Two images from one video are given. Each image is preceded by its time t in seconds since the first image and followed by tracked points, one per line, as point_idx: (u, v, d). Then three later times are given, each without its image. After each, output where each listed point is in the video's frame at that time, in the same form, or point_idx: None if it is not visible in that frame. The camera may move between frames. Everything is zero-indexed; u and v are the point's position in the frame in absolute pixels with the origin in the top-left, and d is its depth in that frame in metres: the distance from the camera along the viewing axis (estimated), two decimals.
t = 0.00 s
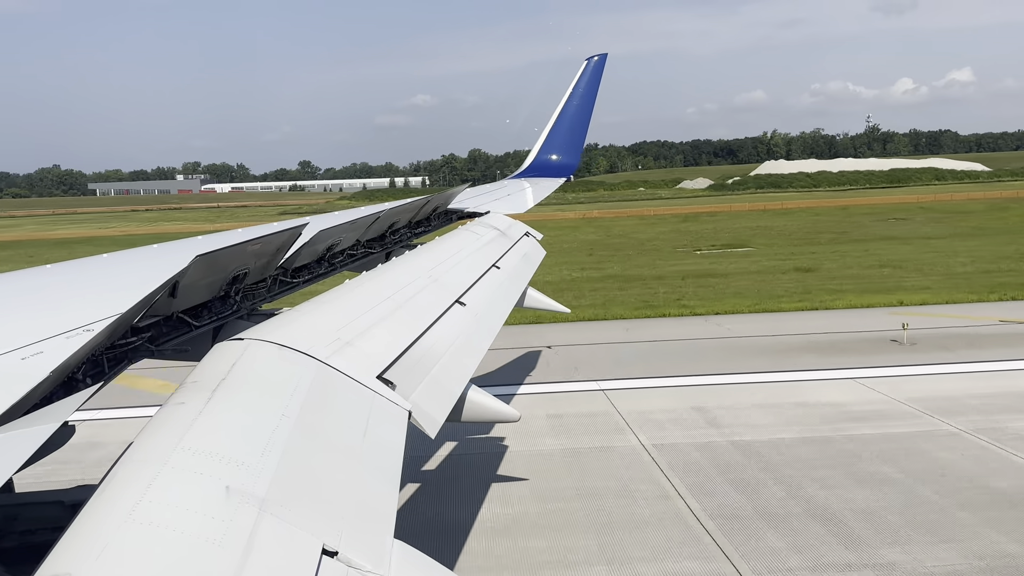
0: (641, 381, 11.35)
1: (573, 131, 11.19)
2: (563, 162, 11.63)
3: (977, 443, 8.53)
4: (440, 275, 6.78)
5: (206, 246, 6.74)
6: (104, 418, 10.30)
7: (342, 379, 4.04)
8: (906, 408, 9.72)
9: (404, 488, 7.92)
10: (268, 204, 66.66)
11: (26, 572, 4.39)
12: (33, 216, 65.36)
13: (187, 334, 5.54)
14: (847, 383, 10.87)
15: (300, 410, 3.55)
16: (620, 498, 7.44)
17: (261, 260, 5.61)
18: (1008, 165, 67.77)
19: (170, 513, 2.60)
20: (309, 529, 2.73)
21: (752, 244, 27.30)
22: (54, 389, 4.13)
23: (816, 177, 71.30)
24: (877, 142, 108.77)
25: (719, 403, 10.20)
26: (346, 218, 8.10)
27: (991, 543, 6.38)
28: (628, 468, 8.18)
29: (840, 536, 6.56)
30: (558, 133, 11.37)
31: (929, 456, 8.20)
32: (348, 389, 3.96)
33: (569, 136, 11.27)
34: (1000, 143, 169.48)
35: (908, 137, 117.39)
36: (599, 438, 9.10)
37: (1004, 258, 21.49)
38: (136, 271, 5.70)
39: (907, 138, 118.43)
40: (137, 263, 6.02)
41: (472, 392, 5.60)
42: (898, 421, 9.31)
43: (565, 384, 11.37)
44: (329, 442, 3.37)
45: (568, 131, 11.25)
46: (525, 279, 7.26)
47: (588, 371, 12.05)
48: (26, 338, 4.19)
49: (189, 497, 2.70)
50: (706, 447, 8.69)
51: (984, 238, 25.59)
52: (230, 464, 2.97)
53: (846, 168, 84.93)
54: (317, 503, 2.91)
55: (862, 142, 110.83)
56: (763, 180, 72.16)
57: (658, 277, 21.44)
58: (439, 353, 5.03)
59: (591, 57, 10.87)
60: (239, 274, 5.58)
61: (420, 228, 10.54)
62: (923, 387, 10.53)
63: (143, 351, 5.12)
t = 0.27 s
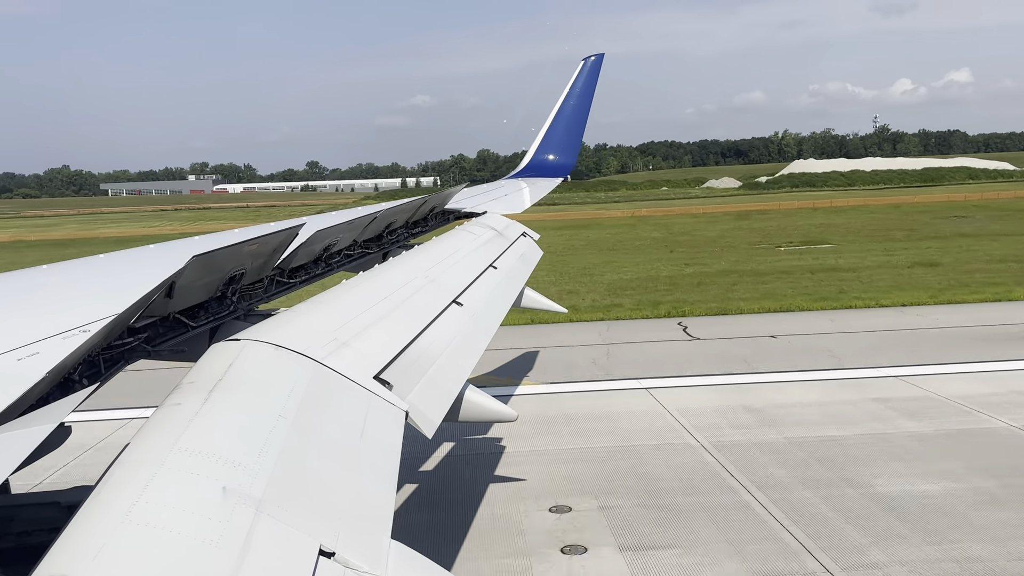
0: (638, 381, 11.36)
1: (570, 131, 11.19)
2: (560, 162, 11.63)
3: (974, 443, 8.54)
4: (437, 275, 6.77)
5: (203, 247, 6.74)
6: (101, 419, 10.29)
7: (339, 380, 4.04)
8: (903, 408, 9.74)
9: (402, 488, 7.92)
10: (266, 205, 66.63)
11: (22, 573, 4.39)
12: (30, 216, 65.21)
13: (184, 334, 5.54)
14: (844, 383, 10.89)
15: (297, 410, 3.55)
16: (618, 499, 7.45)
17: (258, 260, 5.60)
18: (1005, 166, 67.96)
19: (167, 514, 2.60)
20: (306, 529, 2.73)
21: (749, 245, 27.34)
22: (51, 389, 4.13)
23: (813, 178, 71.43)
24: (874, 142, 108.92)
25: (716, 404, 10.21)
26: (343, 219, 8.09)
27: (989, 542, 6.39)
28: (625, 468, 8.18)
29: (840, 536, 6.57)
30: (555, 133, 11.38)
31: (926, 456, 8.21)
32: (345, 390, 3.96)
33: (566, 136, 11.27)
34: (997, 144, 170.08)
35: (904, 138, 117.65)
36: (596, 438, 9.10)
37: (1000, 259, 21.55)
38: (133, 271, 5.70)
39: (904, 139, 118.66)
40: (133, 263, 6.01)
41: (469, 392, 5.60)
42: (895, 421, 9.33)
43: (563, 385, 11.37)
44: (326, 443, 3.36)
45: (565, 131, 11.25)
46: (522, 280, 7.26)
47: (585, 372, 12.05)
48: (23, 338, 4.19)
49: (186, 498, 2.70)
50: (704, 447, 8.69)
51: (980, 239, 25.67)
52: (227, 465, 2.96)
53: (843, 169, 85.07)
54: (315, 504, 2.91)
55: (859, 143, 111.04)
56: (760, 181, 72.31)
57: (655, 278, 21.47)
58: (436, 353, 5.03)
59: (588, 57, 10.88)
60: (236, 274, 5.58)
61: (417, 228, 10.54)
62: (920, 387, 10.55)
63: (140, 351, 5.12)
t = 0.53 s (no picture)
0: (635, 383, 11.37)
1: (567, 134, 11.20)
2: (558, 164, 11.64)
3: (973, 443, 8.55)
4: (435, 277, 6.77)
5: (200, 249, 6.73)
6: (97, 421, 10.27)
7: (336, 382, 4.03)
8: (900, 409, 9.75)
9: (399, 491, 7.90)
10: (263, 207, 66.59)
11: None
12: (28, 219, 65.11)
13: (180, 336, 5.53)
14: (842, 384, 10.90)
15: (294, 413, 3.54)
16: (617, 500, 7.44)
17: (255, 262, 5.60)
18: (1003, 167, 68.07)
19: (164, 516, 2.59)
20: (304, 532, 2.72)
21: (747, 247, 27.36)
22: (47, 392, 4.11)
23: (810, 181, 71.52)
24: (871, 145, 109.04)
25: (714, 405, 10.21)
26: (340, 221, 8.09)
27: (989, 541, 6.40)
28: (624, 470, 8.17)
29: (837, 536, 6.57)
30: (552, 135, 11.38)
31: (924, 457, 8.22)
32: (342, 392, 3.95)
33: (564, 139, 11.28)
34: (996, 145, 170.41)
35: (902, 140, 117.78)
36: (594, 440, 9.09)
37: (997, 260, 21.60)
38: (130, 273, 5.69)
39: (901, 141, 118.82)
40: (130, 265, 6.01)
41: (466, 394, 5.59)
42: (893, 422, 9.33)
43: (560, 387, 11.36)
44: (323, 445, 3.36)
45: (562, 134, 11.26)
46: (519, 282, 7.26)
47: (582, 374, 12.05)
48: (19, 341, 4.17)
49: (183, 501, 2.69)
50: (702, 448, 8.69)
51: (976, 241, 25.73)
52: (225, 469, 2.95)
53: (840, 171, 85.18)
54: (312, 506, 2.91)
55: (857, 145, 111.18)
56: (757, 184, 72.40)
57: (653, 280, 21.48)
58: (433, 355, 5.02)
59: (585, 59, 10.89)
60: (233, 276, 5.57)
61: (414, 230, 10.54)
62: (917, 388, 10.56)
63: (136, 353, 5.11)
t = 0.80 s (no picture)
0: (633, 385, 11.37)
1: (566, 135, 11.20)
2: (556, 165, 11.63)
3: (969, 446, 8.56)
4: (433, 279, 6.77)
5: (198, 250, 6.73)
6: (95, 422, 10.26)
7: (334, 383, 4.03)
8: (897, 412, 9.76)
9: (397, 492, 7.90)
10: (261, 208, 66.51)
11: None
12: (26, 219, 65.11)
13: (178, 338, 5.53)
14: (839, 386, 10.91)
15: (291, 414, 3.54)
16: (615, 501, 7.44)
17: (253, 263, 5.60)
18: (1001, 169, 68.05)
19: (162, 518, 2.59)
20: (301, 534, 2.72)
21: (744, 249, 27.39)
22: (45, 392, 4.11)
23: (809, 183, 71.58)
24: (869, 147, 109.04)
25: (711, 407, 10.22)
26: (338, 222, 8.08)
27: (986, 546, 6.41)
28: (622, 471, 8.18)
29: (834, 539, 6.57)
30: (550, 137, 11.38)
31: (921, 459, 8.23)
32: (340, 393, 3.95)
33: (562, 140, 11.28)
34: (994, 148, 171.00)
35: (900, 142, 117.77)
36: (592, 441, 9.11)
37: (994, 263, 21.62)
38: (128, 274, 5.68)
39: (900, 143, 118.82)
40: (128, 266, 6.01)
41: (464, 396, 5.60)
42: (890, 424, 9.34)
43: (558, 388, 11.37)
44: (320, 447, 3.35)
45: (561, 135, 11.26)
46: (517, 283, 7.26)
47: (580, 375, 12.06)
48: (18, 342, 4.17)
49: (180, 502, 2.68)
50: (700, 450, 8.69)
51: (973, 243, 25.75)
52: (222, 469, 2.95)
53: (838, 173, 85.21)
54: (309, 506, 2.91)
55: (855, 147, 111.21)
56: (755, 186, 72.44)
57: (650, 282, 21.49)
58: (431, 357, 5.02)
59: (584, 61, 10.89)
60: (231, 277, 5.57)
61: (412, 231, 10.54)
62: (914, 390, 10.57)
63: (135, 354, 5.11)
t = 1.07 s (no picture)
0: (632, 385, 11.38)
1: (565, 135, 11.20)
2: (555, 166, 11.63)
3: (966, 446, 8.57)
4: (432, 279, 6.77)
5: (197, 250, 6.73)
6: (94, 422, 10.25)
7: (333, 383, 4.02)
8: (895, 412, 9.78)
9: (395, 492, 7.90)
10: (261, 209, 66.52)
11: None
12: (24, 220, 65.03)
13: (177, 338, 5.52)
14: (838, 387, 10.92)
15: (290, 415, 3.54)
16: (612, 502, 7.45)
17: (252, 263, 5.60)
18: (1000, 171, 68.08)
19: (161, 518, 2.58)
20: (299, 534, 2.72)
21: (743, 250, 27.42)
22: (43, 392, 4.10)
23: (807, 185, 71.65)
24: (868, 148, 109.10)
25: (710, 407, 10.22)
26: (337, 222, 8.08)
27: (982, 545, 6.43)
28: (619, 472, 8.19)
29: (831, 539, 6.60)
30: (550, 137, 11.38)
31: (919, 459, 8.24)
32: (339, 393, 3.95)
33: (561, 140, 11.28)
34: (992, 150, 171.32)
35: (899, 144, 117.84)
36: (591, 442, 9.11)
37: (992, 265, 21.66)
38: (127, 274, 5.68)
39: (899, 145, 118.80)
40: (127, 266, 6.00)
41: (463, 396, 5.60)
42: (888, 425, 9.35)
43: (557, 389, 11.37)
44: (319, 447, 3.35)
45: (560, 135, 11.26)
46: (516, 284, 7.26)
47: (579, 376, 12.06)
48: (16, 342, 4.17)
49: (179, 502, 2.68)
50: (698, 450, 8.69)
51: (970, 245, 25.79)
52: (221, 470, 2.95)
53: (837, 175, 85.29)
54: (308, 507, 2.91)
55: (853, 149, 111.26)
56: (754, 188, 72.49)
57: (649, 282, 21.51)
58: (430, 357, 5.02)
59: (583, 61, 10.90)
60: (230, 277, 5.57)
61: (411, 231, 10.54)
62: (912, 391, 10.58)
63: (133, 354, 5.11)
